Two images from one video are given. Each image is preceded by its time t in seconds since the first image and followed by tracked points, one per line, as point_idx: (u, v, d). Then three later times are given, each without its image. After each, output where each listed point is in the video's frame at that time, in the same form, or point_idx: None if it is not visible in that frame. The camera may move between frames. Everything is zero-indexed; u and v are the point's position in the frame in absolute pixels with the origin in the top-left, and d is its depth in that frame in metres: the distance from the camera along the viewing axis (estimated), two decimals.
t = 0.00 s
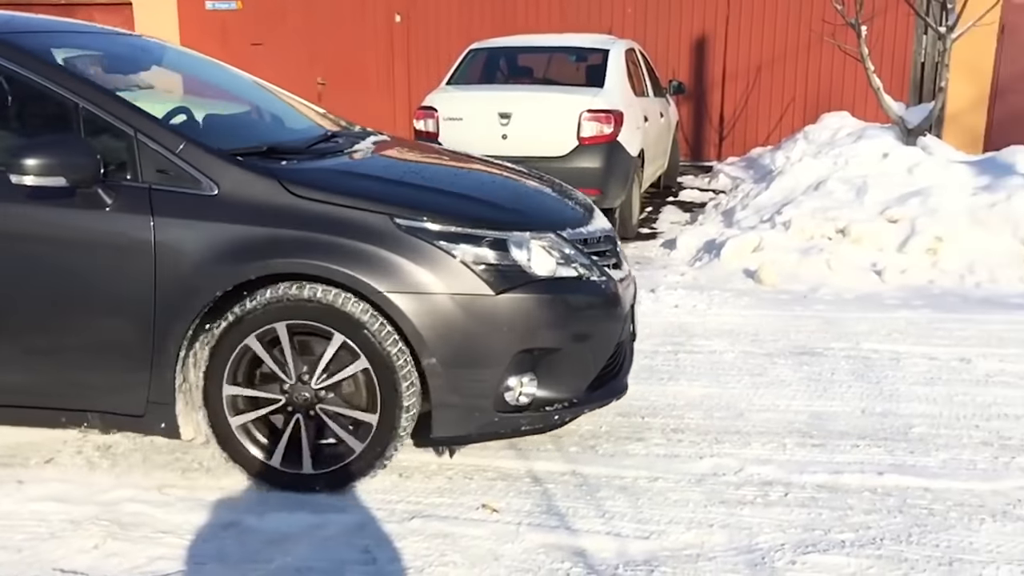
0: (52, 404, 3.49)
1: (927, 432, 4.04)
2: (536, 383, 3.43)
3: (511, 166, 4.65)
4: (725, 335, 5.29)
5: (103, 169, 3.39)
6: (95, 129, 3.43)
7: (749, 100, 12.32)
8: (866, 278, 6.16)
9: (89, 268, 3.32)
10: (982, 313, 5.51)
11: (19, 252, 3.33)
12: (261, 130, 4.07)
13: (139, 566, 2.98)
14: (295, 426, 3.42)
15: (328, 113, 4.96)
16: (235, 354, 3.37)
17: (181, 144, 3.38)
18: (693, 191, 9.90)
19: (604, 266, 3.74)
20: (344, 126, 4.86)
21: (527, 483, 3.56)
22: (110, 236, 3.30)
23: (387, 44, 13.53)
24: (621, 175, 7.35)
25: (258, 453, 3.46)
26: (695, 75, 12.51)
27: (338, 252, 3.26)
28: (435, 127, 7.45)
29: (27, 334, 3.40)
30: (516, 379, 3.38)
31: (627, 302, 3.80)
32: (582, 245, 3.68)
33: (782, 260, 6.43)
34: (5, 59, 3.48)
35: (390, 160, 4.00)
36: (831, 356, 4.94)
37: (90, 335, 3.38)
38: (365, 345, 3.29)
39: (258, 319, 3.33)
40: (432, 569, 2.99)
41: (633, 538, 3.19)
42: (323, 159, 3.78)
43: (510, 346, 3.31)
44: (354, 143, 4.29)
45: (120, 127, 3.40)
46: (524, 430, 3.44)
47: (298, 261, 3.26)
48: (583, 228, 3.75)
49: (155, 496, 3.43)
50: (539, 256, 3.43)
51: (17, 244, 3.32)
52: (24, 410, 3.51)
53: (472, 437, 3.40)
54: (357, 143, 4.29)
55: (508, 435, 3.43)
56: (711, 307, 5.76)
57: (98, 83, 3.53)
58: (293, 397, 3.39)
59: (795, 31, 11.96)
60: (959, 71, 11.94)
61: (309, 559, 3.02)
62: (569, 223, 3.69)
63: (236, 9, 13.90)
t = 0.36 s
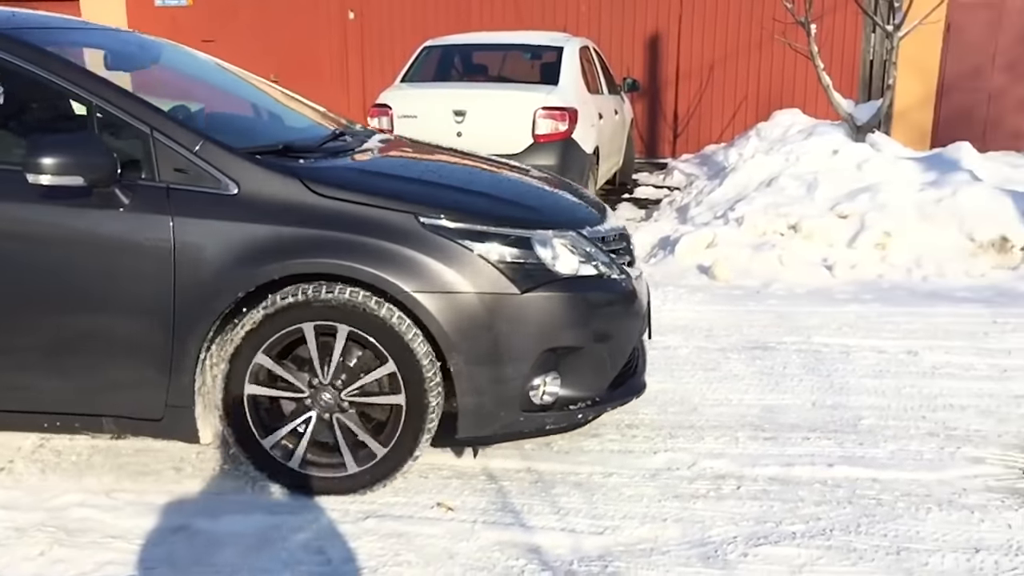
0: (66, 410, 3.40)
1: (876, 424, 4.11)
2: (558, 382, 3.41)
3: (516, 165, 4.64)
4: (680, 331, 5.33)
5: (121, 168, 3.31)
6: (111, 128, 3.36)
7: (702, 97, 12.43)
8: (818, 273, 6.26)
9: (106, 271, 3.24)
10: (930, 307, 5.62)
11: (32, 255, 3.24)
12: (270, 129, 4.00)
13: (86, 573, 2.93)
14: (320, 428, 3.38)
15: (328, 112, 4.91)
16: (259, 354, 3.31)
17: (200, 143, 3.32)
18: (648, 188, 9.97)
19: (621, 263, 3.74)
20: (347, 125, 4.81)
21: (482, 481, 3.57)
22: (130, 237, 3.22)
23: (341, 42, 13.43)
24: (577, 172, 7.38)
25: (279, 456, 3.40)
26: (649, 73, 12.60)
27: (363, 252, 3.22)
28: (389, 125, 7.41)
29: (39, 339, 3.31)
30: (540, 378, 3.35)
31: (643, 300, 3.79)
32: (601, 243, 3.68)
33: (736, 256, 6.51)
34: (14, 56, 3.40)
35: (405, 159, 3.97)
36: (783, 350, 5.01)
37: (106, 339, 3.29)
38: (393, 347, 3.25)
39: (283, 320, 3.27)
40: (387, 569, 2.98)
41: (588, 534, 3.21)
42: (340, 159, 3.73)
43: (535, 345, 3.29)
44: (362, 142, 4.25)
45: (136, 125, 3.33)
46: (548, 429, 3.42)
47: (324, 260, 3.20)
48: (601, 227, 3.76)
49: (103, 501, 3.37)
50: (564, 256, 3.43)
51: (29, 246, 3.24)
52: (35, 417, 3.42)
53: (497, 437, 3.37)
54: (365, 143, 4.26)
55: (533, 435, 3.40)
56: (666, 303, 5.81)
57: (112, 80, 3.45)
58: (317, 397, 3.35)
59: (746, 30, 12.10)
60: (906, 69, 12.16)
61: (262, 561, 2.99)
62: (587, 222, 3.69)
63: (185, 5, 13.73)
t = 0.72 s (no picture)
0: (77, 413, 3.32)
1: (823, 416, 4.18)
2: (579, 379, 3.38)
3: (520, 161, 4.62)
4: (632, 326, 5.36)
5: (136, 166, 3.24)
6: (123, 123, 3.29)
7: (653, 93, 12.50)
8: (767, 268, 6.35)
9: (120, 272, 3.16)
10: (876, 300, 5.72)
11: (40, 256, 3.15)
12: (277, 123, 3.94)
13: None
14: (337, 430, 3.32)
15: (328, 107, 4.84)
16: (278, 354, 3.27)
17: (215, 139, 3.26)
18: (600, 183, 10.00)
19: (635, 260, 3.74)
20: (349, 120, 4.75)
21: (433, 479, 3.55)
22: (145, 237, 3.15)
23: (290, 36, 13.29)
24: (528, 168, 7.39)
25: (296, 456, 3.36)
26: (600, 68, 12.65)
27: (386, 250, 3.19)
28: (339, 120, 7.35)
29: (48, 341, 3.22)
30: (561, 376, 3.33)
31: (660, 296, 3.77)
32: (615, 240, 3.68)
33: (686, 251, 6.57)
34: (19, 49, 3.31)
35: (416, 155, 3.94)
36: (733, 344, 5.06)
37: (120, 341, 3.22)
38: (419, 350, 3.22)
39: (304, 319, 3.23)
40: (336, 570, 2.96)
41: (539, 530, 3.22)
42: (354, 155, 3.70)
43: (557, 343, 3.27)
44: (366, 138, 4.16)
45: (148, 121, 3.26)
46: (569, 427, 3.39)
47: (347, 260, 3.18)
48: (613, 224, 3.76)
49: (44, 506, 3.30)
50: (583, 254, 3.42)
51: (36, 246, 3.15)
52: (44, 421, 3.33)
53: (518, 434, 3.35)
54: (368, 138, 4.16)
55: (554, 433, 3.38)
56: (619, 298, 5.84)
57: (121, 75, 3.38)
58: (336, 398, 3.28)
59: (696, 27, 12.20)
60: (853, 65, 12.45)
61: (210, 564, 2.96)
62: (602, 219, 3.69)
63: None
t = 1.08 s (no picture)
0: (91, 420, 3.27)
1: (771, 411, 4.24)
2: (597, 379, 3.39)
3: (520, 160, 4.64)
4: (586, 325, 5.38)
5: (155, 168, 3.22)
6: (137, 125, 3.26)
7: (606, 93, 12.57)
8: (719, 266, 6.41)
9: (140, 275, 3.13)
10: (824, 296, 5.82)
11: (54, 258, 3.11)
12: (285, 122, 3.92)
13: None
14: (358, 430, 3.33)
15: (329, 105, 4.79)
16: (299, 356, 3.26)
17: (234, 142, 3.24)
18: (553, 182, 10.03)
19: (647, 260, 3.78)
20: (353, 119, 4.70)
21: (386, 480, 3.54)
22: (166, 240, 3.12)
23: (239, 35, 13.14)
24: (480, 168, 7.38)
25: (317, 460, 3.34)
26: (552, 68, 12.68)
27: (409, 252, 3.20)
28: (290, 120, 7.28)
29: (66, 345, 3.17)
30: (581, 376, 3.34)
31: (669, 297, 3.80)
32: (627, 240, 3.73)
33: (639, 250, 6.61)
34: (32, 49, 3.26)
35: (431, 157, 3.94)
36: (684, 342, 5.11)
37: (139, 345, 3.18)
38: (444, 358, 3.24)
39: (327, 321, 3.23)
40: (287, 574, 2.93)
41: (492, 530, 3.22)
42: (371, 156, 3.70)
43: (578, 343, 3.29)
44: (371, 138, 4.15)
45: (166, 123, 3.24)
46: (590, 427, 3.40)
47: (372, 262, 3.18)
48: (623, 224, 3.81)
49: None
50: (601, 254, 3.46)
51: (49, 249, 3.10)
52: (57, 428, 3.27)
53: (540, 434, 3.35)
54: (373, 139, 4.15)
55: (574, 433, 3.38)
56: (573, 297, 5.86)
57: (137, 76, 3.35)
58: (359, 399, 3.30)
59: (648, 28, 12.33)
60: (802, 65, 12.52)
61: (157, 572, 2.91)
62: (613, 220, 3.73)
63: None
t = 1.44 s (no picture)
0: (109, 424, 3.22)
1: (724, 407, 4.29)
2: (615, 376, 3.43)
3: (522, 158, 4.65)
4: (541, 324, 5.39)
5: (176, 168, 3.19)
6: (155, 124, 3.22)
7: (560, 92, 12.62)
8: (673, 264, 6.46)
9: (162, 277, 3.10)
10: (774, 293, 5.89)
11: (45, 257, 3.05)
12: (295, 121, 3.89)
13: None
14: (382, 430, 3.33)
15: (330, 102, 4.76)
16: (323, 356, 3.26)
17: (254, 141, 3.23)
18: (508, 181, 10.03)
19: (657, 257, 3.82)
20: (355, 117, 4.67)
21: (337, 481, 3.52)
22: (188, 242, 3.10)
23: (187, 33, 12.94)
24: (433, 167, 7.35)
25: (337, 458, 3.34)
26: (506, 67, 12.67)
27: (434, 252, 3.21)
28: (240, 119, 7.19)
29: (85, 348, 3.13)
30: (601, 373, 3.37)
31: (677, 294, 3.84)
32: (638, 238, 3.77)
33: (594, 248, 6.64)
34: (44, 48, 3.20)
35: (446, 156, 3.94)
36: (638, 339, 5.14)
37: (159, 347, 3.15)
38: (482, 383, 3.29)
39: (352, 321, 3.24)
40: None
41: (445, 530, 3.21)
42: (387, 156, 3.71)
43: (598, 341, 3.33)
44: (380, 138, 4.15)
45: (185, 124, 3.21)
46: (608, 424, 3.42)
47: (397, 262, 3.19)
48: (633, 222, 3.85)
49: None
50: (618, 252, 3.51)
51: (24, 250, 3.05)
52: (72, 433, 3.21)
53: (559, 431, 3.37)
54: (382, 138, 4.16)
55: (593, 430, 3.41)
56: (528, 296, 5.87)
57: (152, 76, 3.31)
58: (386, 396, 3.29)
59: (601, 27, 12.40)
60: (753, 65, 12.62)
61: None
62: (624, 218, 3.77)
63: None
